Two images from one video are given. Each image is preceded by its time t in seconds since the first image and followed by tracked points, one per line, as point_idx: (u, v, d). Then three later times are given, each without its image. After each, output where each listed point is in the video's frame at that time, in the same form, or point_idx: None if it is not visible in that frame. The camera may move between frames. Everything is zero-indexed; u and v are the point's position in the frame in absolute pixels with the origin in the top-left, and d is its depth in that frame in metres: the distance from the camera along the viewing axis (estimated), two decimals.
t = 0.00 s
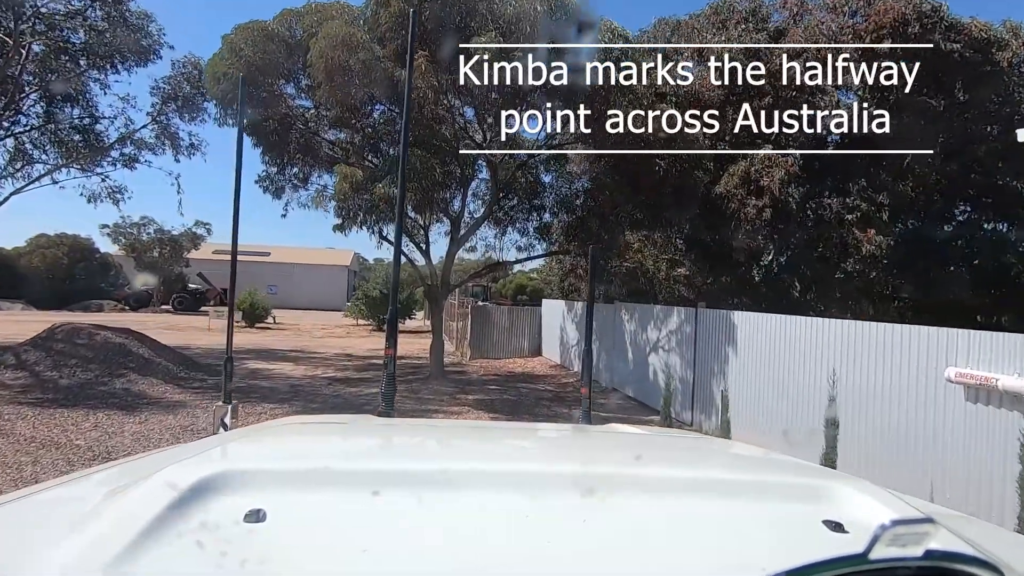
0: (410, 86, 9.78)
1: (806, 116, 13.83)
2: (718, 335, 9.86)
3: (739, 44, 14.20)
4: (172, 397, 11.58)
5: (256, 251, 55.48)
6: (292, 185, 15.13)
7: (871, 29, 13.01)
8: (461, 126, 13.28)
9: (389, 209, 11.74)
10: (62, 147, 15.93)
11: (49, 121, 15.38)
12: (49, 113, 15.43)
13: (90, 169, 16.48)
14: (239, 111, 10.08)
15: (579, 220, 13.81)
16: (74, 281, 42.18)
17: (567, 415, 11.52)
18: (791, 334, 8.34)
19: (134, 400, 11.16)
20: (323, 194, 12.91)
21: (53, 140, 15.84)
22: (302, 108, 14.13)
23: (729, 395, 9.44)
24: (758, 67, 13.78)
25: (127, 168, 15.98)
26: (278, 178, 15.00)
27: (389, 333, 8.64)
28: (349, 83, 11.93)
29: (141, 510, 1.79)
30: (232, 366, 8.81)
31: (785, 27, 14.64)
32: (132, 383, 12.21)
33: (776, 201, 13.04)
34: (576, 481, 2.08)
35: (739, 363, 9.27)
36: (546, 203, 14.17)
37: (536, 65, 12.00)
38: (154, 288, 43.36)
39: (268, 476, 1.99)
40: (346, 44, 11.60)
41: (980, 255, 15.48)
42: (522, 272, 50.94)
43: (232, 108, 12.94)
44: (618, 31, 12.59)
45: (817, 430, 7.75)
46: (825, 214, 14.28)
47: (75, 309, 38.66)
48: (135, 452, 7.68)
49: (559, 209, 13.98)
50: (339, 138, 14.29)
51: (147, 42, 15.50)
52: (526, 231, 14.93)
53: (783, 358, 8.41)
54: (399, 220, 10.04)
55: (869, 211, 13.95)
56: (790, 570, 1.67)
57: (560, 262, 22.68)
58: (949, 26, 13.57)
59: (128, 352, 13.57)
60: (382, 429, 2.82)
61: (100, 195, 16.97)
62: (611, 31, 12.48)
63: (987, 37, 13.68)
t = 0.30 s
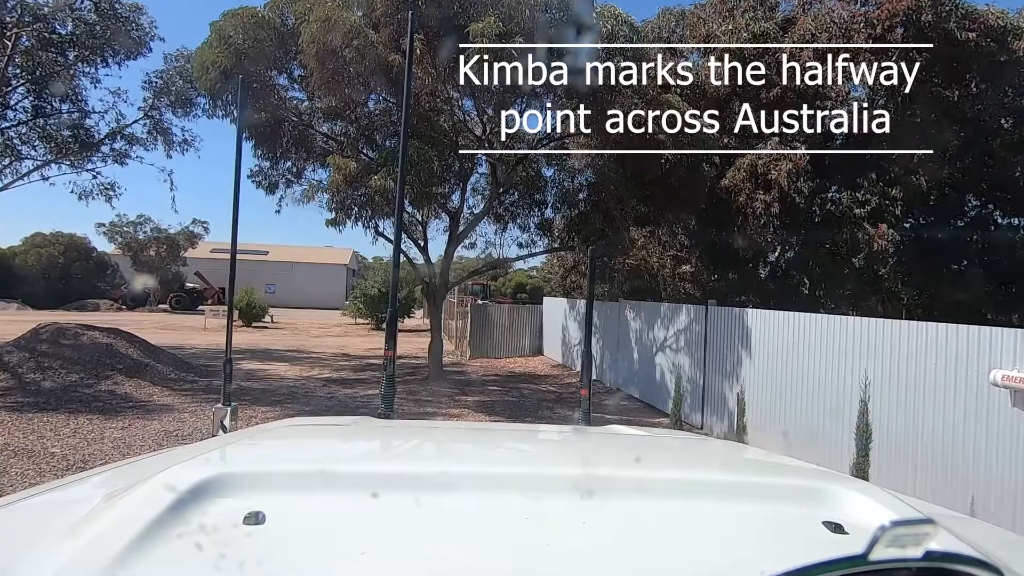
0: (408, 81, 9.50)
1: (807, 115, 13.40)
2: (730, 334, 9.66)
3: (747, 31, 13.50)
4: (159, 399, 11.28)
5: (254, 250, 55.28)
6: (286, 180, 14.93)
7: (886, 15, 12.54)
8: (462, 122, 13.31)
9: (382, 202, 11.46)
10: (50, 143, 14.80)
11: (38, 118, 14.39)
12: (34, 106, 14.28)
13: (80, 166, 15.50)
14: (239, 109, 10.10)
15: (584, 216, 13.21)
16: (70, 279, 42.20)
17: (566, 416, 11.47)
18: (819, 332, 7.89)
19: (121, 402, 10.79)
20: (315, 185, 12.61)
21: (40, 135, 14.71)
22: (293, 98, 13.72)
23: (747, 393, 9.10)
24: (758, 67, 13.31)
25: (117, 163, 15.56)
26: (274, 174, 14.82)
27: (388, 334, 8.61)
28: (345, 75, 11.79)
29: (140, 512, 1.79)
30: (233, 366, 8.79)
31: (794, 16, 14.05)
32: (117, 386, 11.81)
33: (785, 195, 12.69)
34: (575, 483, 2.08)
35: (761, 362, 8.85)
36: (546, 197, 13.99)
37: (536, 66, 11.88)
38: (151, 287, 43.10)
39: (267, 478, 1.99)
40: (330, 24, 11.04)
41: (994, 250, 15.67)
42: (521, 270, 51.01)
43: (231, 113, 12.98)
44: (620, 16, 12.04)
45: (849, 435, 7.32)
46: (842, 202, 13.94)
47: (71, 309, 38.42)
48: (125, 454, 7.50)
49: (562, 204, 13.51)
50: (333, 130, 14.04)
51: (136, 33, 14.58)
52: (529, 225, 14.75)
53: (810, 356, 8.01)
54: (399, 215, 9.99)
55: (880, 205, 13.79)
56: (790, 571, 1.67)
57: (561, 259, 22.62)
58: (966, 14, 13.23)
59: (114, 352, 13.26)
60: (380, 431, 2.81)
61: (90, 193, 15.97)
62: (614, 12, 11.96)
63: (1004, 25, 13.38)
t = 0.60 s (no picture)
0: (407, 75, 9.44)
1: (807, 115, 13.15)
2: (741, 332, 9.32)
3: (756, 20, 13.17)
4: (147, 401, 11.05)
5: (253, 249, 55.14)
6: (281, 174, 14.84)
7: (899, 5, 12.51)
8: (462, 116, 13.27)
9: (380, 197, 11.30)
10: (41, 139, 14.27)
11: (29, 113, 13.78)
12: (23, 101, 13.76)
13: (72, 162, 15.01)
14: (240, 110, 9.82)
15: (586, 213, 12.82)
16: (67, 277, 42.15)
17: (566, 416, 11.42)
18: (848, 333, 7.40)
19: (106, 405, 10.53)
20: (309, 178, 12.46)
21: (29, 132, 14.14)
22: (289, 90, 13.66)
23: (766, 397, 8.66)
24: (758, 67, 13.24)
25: (109, 159, 15.42)
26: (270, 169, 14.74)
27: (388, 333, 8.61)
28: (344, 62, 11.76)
29: (142, 512, 1.79)
30: (233, 366, 8.74)
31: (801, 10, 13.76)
32: (104, 388, 11.59)
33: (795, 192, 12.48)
34: (575, 482, 2.07)
35: (784, 365, 8.38)
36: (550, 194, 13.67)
37: (536, 66, 11.87)
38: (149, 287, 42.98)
39: (270, 478, 1.99)
40: (332, 11, 11.20)
41: (1008, 246, 15.31)
42: (520, 268, 50.97)
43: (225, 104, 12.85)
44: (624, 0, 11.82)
45: (882, 443, 6.84)
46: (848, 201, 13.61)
47: (67, 308, 38.25)
48: (114, 457, 7.37)
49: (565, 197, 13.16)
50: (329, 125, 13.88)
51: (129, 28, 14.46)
52: (530, 221, 14.58)
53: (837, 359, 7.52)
54: (399, 212, 9.88)
55: (894, 201, 13.11)
56: (790, 568, 1.67)
57: (563, 257, 22.55)
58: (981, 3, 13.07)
59: (102, 353, 13.07)
60: (379, 431, 2.79)
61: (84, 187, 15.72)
62: None
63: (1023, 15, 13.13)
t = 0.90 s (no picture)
0: (407, 69, 9.43)
1: (807, 115, 12.76)
2: (749, 333, 9.11)
3: (764, 12, 12.92)
4: (135, 404, 10.92)
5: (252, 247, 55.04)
6: (275, 170, 14.81)
7: None
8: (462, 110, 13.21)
9: (378, 192, 11.28)
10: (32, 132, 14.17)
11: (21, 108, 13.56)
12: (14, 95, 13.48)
13: (64, 157, 14.90)
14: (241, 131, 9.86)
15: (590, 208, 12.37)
16: (64, 276, 42.09)
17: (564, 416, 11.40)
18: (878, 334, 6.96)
19: (89, 407, 10.38)
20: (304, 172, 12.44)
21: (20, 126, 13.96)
22: (284, 82, 13.60)
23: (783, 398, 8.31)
24: (758, 67, 12.90)
25: (102, 154, 15.36)
26: (266, 163, 14.68)
27: (387, 333, 8.59)
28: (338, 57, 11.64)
29: (141, 511, 1.79)
30: (231, 366, 8.72)
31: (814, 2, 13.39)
32: (92, 389, 11.50)
33: (803, 188, 12.31)
34: (575, 482, 2.07)
35: (804, 365, 7.97)
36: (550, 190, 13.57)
37: (536, 66, 11.86)
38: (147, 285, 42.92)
39: (269, 477, 1.99)
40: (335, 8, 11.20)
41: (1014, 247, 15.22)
42: (520, 266, 50.90)
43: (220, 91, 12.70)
44: None
45: (913, 452, 6.50)
46: (857, 197, 13.49)
47: (63, 307, 38.15)
48: (102, 461, 7.29)
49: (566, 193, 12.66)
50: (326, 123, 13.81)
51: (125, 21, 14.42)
52: (532, 219, 14.47)
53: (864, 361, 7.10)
54: (399, 207, 9.84)
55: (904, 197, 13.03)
56: (789, 569, 1.67)
57: (563, 254, 22.48)
58: None
59: (89, 353, 12.98)
60: (379, 431, 2.79)
61: (77, 183, 15.55)
62: None
63: None
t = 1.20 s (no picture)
0: (410, 67, 9.47)
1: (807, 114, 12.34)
2: (759, 334, 9.08)
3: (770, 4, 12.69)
4: (126, 406, 10.87)
5: (251, 245, 54.98)
6: (271, 165, 14.81)
7: None
8: (462, 103, 13.14)
9: (375, 187, 11.24)
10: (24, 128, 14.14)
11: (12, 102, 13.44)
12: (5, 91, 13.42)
13: (57, 154, 14.88)
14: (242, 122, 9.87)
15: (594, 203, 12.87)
16: (61, 274, 42.03)
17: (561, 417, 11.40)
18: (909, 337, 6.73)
19: (77, 409, 10.32)
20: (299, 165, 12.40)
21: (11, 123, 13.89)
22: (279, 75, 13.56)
23: (804, 401, 8.12)
24: (758, 67, 12.79)
25: (96, 150, 15.33)
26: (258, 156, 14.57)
27: (387, 333, 8.59)
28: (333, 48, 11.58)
29: (140, 511, 1.79)
30: (233, 366, 8.71)
31: None
32: (81, 390, 11.46)
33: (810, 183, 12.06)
34: (574, 483, 2.07)
35: (828, 367, 7.75)
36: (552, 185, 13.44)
37: (536, 66, 11.86)
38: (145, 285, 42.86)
39: (267, 477, 1.99)
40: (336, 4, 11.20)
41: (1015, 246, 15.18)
42: (520, 264, 50.89)
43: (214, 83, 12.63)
44: None
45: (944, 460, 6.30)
46: (864, 193, 13.09)
47: (60, 305, 38.10)
48: (93, 463, 7.24)
49: (568, 189, 12.99)
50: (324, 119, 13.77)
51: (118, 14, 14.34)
52: (533, 215, 14.38)
53: (893, 364, 6.88)
54: (399, 204, 9.82)
55: (914, 192, 12.43)
56: (788, 570, 1.67)
57: (566, 251, 22.41)
58: None
59: (79, 353, 12.94)
60: (378, 431, 2.79)
61: (71, 181, 15.54)
62: None
63: None
